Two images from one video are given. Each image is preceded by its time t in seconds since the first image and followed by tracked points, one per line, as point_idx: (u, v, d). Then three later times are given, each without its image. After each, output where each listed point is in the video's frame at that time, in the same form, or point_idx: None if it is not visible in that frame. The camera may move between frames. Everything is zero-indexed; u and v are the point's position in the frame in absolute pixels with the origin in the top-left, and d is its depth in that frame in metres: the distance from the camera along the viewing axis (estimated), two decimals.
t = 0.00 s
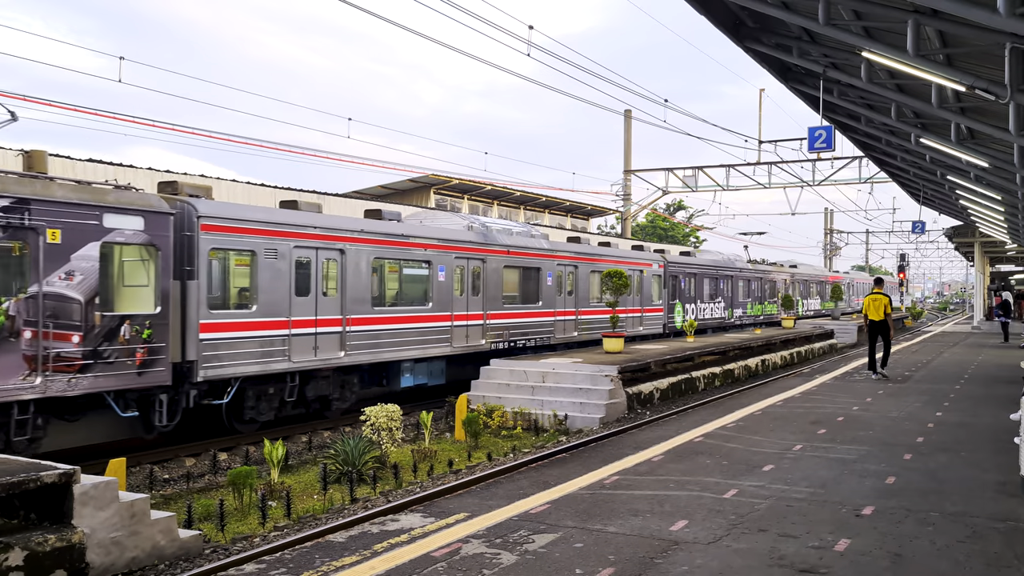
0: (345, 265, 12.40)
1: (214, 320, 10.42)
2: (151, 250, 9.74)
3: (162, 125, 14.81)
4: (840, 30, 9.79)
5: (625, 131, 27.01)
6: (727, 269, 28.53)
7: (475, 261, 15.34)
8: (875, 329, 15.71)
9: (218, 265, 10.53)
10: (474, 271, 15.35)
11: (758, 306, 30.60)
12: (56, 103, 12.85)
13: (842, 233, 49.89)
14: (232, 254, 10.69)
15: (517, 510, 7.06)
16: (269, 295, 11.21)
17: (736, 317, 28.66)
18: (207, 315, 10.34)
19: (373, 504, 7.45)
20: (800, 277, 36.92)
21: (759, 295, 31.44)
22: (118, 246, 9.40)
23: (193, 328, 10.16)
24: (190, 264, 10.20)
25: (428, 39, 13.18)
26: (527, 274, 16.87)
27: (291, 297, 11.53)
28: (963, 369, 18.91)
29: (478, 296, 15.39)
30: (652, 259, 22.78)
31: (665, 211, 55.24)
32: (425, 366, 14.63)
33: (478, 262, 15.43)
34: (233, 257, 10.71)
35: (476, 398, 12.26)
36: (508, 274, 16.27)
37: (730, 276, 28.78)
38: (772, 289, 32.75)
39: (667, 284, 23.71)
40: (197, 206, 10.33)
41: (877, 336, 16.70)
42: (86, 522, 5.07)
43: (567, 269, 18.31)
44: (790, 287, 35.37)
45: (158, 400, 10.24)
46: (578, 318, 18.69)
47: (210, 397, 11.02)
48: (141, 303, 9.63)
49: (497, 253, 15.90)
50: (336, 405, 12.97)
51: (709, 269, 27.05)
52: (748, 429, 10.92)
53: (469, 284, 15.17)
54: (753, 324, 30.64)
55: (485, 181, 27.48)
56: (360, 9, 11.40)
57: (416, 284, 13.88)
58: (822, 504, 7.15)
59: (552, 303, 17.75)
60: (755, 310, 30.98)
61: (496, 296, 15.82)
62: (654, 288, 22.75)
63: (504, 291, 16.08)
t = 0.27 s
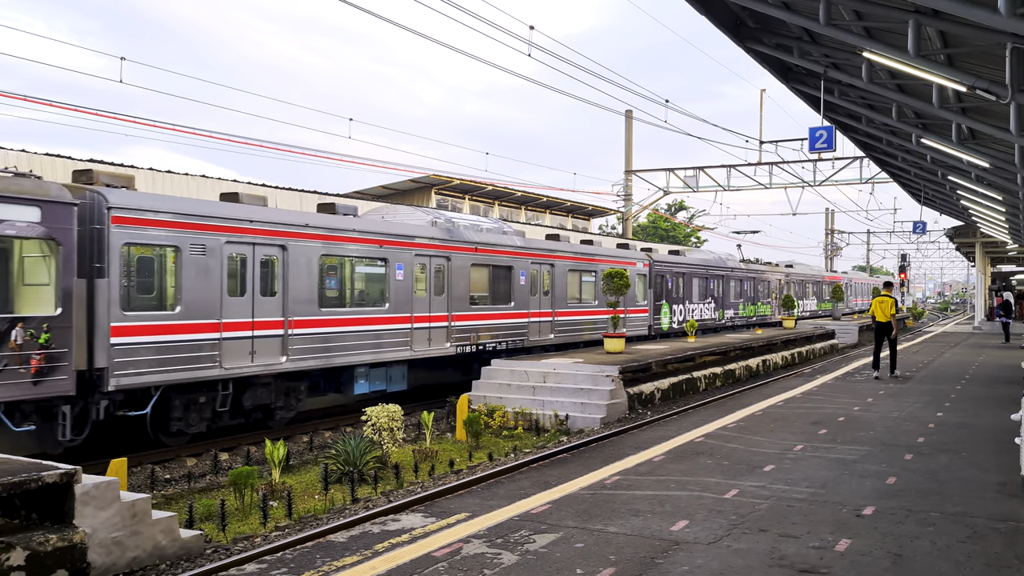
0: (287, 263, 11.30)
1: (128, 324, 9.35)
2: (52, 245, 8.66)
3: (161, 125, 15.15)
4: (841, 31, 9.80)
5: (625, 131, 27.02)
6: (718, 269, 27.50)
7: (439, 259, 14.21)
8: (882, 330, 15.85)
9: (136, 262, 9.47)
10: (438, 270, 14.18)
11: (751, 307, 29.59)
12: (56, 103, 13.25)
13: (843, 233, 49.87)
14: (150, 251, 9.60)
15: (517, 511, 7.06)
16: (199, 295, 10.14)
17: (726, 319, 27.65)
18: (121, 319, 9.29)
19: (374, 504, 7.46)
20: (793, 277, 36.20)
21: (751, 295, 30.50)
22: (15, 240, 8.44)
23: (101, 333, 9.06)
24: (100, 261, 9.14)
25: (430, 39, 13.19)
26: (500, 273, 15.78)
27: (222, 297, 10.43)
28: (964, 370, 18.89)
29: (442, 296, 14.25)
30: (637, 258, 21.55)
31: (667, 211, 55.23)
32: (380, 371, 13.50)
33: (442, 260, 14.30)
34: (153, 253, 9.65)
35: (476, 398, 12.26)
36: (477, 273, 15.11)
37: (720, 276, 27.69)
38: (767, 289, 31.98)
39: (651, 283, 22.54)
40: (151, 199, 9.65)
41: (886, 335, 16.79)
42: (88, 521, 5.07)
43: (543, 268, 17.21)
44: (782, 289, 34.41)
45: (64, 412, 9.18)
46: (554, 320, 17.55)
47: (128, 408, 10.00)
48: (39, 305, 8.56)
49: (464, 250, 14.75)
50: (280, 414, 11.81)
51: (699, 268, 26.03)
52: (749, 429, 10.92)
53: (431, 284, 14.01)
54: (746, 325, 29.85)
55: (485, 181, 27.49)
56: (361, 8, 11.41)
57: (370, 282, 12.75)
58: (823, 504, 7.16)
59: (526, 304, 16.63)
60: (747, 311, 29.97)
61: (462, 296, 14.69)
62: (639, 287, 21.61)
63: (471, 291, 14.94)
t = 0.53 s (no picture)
0: (221, 258, 10.21)
1: (91, 325, 8.83)
2: None
3: (160, 124, 15.49)
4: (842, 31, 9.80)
5: (627, 132, 27.02)
6: (710, 268, 26.40)
7: (399, 257, 13.09)
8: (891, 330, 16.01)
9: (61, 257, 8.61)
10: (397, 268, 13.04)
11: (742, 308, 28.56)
12: (59, 104, 13.75)
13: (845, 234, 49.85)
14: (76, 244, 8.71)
15: (518, 511, 7.06)
16: (128, 293, 9.18)
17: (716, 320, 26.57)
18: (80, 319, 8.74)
19: (375, 504, 7.45)
20: (788, 278, 35.31)
21: (743, 296, 29.45)
22: None
23: None
24: None
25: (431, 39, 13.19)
26: (467, 272, 14.66)
27: (156, 296, 9.48)
28: (965, 370, 18.86)
29: (402, 297, 13.14)
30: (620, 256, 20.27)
31: (668, 211, 55.20)
32: (332, 378, 12.22)
33: (403, 257, 13.17)
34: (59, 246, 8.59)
35: (477, 398, 12.26)
36: (440, 272, 13.97)
37: (710, 275, 26.60)
38: (762, 289, 31.05)
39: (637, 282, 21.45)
40: (151, 198, 9.48)
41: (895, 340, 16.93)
42: (89, 521, 5.07)
43: (517, 266, 16.09)
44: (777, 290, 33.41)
45: None
46: (529, 322, 16.46)
47: (26, 422, 8.96)
48: None
49: (429, 247, 13.69)
50: (213, 425, 10.74)
51: (689, 267, 24.94)
52: (750, 429, 10.92)
53: (388, 282, 12.86)
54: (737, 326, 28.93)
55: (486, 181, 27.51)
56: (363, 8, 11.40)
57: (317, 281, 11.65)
58: (824, 504, 7.15)
59: (497, 305, 15.52)
60: (738, 312, 28.90)
61: (242, 297, 10.50)
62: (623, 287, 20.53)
63: (435, 291, 13.84)
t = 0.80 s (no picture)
0: (139, 257, 9.43)
1: (35, 327, 8.46)
2: None
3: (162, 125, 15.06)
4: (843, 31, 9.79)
5: (628, 132, 27.00)
6: (701, 267, 25.32)
7: (352, 254, 12.34)
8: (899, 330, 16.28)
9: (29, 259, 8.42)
10: (351, 266, 12.29)
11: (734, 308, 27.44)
12: (59, 104, 13.28)
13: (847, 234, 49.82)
14: (7, 241, 8.21)
15: (519, 511, 7.06)
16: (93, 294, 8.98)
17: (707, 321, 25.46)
18: (71, 319, 8.79)
19: (376, 504, 7.46)
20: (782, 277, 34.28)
21: (735, 296, 28.37)
22: None
23: None
24: None
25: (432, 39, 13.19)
26: (428, 271, 13.86)
27: (95, 296, 9.02)
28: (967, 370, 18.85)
29: (355, 297, 12.38)
30: (603, 254, 19.59)
31: (669, 211, 55.22)
32: (275, 385, 11.51)
33: (356, 255, 12.42)
34: None
35: (479, 398, 12.26)
36: (399, 271, 13.19)
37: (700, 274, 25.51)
38: (754, 289, 29.96)
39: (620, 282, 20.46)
40: (146, 198, 9.54)
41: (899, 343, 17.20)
42: (90, 521, 5.07)
43: (485, 265, 15.32)
44: (770, 290, 32.28)
45: None
46: (500, 323, 15.70)
47: None
48: None
49: (386, 244, 12.94)
50: (134, 438, 10.01)
51: (678, 266, 23.85)
52: (751, 429, 10.92)
53: (339, 281, 12.10)
54: (729, 328, 27.83)
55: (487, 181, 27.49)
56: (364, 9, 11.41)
57: (263, 280, 11.00)
58: (826, 504, 7.15)
59: (464, 306, 14.74)
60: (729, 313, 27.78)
61: (167, 298, 9.73)
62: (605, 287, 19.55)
63: (393, 290, 13.05)
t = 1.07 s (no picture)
0: (41, 252, 8.39)
1: None
2: None
3: (161, 123, 15.01)
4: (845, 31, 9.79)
5: (629, 133, 27.01)
6: (689, 265, 24.27)
7: (299, 250, 11.37)
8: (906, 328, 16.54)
9: (15, 259, 8.21)
10: (296, 262, 11.32)
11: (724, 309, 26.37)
12: (59, 104, 13.36)
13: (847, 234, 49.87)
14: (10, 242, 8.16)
15: (521, 511, 7.06)
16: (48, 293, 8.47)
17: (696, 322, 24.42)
18: (73, 319, 8.70)
19: (377, 504, 7.47)
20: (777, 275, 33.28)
21: (726, 296, 27.34)
22: None
23: None
24: None
25: (434, 40, 13.19)
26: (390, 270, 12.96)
27: None
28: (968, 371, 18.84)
29: (302, 298, 11.41)
30: (586, 251, 18.82)
31: (670, 211, 55.22)
32: (210, 393, 10.46)
33: (303, 251, 11.45)
34: None
35: (480, 398, 12.27)
36: (352, 269, 12.20)
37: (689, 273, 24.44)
38: (747, 289, 29.14)
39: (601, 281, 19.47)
40: (155, 198, 9.55)
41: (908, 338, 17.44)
42: (91, 521, 5.08)
43: (452, 264, 14.34)
44: (763, 289, 31.20)
45: None
46: (468, 325, 14.78)
47: None
48: None
49: (339, 240, 11.98)
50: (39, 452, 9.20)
51: (665, 265, 22.77)
52: (752, 430, 10.91)
53: (285, 280, 11.15)
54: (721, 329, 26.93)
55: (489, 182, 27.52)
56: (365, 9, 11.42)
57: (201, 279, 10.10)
58: (827, 504, 7.15)
59: (428, 307, 13.79)
60: (720, 313, 26.73)
61: (73, 298, 8.72)
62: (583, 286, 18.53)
63: (345, 290, 12.09)
